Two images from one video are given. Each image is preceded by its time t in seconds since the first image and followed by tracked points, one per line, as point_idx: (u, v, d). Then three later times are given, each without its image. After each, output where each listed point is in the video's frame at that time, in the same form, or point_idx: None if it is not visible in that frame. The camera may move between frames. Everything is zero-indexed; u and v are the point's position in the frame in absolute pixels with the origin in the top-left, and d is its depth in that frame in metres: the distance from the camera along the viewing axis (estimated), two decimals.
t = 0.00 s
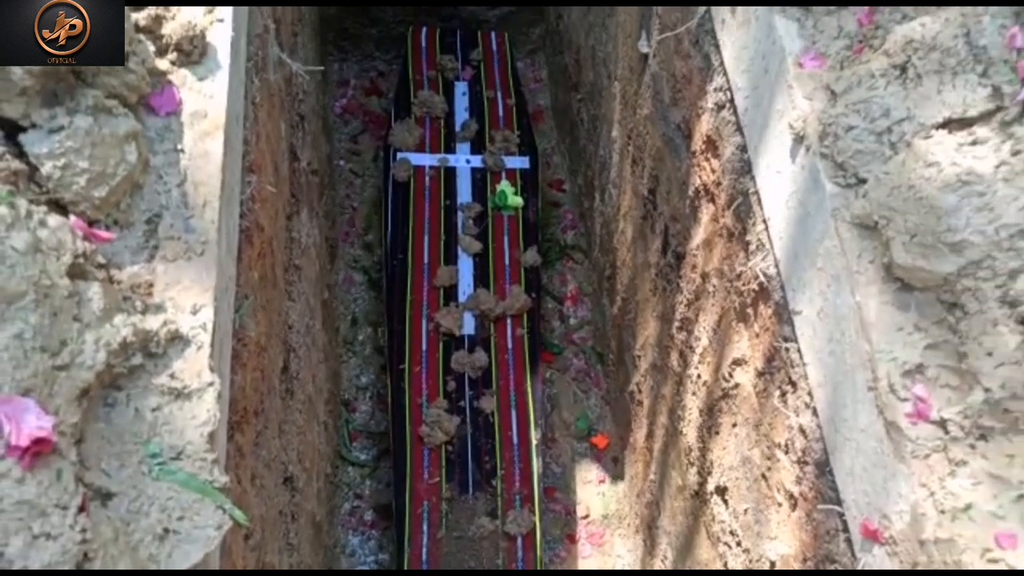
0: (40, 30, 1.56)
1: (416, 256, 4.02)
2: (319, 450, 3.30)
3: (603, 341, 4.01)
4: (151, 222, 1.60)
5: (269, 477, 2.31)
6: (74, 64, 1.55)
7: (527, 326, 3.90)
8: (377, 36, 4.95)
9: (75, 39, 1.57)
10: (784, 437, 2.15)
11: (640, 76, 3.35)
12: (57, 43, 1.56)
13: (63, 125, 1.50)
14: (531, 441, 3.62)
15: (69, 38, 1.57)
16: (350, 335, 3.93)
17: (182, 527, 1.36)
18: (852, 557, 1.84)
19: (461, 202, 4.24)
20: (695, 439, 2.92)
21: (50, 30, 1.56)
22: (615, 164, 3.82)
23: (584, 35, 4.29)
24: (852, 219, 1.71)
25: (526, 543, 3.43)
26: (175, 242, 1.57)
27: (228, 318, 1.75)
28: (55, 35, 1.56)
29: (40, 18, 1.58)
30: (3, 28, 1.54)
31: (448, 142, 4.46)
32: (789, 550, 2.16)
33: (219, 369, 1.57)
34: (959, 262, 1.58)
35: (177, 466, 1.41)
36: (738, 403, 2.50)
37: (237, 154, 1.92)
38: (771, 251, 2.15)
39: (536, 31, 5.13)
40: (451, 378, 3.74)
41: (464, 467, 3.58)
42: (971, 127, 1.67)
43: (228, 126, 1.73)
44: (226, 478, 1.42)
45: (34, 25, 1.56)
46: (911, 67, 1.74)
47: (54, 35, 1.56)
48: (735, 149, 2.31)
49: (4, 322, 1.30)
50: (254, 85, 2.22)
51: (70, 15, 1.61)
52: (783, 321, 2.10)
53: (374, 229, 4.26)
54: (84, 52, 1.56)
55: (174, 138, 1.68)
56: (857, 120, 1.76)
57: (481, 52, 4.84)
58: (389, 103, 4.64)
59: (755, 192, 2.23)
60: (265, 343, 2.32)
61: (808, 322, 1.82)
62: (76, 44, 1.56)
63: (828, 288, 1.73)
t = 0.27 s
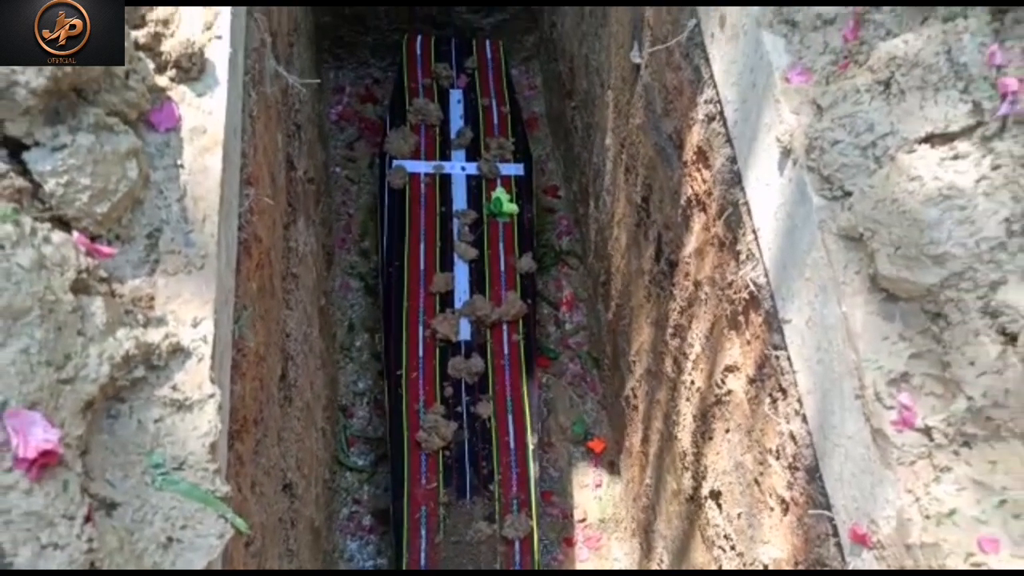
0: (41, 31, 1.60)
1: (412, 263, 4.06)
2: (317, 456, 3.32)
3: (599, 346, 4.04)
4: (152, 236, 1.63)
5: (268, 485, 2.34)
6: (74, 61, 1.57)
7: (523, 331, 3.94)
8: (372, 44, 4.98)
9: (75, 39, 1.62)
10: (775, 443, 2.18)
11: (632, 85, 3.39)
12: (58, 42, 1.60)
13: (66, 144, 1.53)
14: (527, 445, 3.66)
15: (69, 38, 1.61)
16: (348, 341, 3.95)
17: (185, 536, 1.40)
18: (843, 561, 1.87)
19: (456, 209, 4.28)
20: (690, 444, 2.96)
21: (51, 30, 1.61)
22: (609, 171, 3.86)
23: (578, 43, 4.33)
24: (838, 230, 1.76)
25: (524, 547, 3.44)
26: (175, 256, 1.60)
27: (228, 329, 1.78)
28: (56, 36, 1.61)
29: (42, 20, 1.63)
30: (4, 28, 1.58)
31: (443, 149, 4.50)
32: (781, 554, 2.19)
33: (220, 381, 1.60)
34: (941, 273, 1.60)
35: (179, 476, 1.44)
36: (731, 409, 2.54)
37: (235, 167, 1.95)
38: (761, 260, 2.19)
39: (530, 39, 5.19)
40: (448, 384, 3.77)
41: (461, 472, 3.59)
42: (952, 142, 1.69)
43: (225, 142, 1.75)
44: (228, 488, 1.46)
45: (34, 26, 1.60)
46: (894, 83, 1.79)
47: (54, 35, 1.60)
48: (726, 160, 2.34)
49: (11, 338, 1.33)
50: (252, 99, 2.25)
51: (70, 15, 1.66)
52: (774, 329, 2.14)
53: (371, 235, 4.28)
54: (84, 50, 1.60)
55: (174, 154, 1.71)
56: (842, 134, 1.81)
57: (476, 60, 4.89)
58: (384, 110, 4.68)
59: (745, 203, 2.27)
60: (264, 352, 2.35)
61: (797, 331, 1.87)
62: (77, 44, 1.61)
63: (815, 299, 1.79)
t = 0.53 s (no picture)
0: (41, 31, 1.65)
1: (412, 274, 4.12)
2: (318, 466, 3.36)
3: (596, 354, 4.07)
4: (159, 257, 1.68)
5: (270, 495, 2.39)
6: (73, 60, 1.61)
7: (521, 341, 3.97)
8: (371, 56, 5.02)
9: (75, 39, 1.66)
10: (765, 453, 2.24)
11: (627, 99, 3.44)
12: (58, 43, 1.65)
13: (77, 170, 1.58)
14: (525, 454, 3.70)
15: (69, 38, 1.66)
16: (348, 350, 3.98)
17: (192, 548, 1.45)
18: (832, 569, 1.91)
19: (455, 220, 4.33)
20: (685, 453, 3.01)
21: (50, 31, 1.66)
22: (605, 182, 3.91)
23: (574, 55, 4.38)
24: (823, 247, 1.81)
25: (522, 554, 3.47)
26: (182, 276, 1.66)
27: (232, 345, 1.83)
28: (56, 36, 1.65)
29: (42, 21, 1.67)
30: (4, 29, 1.62)
31: (442, 160, 4.56)
32: (772, 562, 2.25)
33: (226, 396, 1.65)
34: (921, 290, 1.65)
35: (186, 490, 1.49)
36: (724, 419, 2.59)
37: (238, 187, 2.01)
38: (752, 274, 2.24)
39: (527, 49, 5.21)
40: (447, 393, 3.81)
41: (460, 479, 3.64)
42: (932, 163, 1.74)
43: (230, 164, 1.82)
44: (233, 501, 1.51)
45: (34, 26, 1.65)
46: (877, 105, 1.85)
47: (54, 35, 1.65)
48: (717, 176, 2.40)
49: (26, 358, 1.38)
50: (254, 119, 2.31)
51: (70, 15, 1.71)
52: (764, 341, 2.19)
53: (370, 245, 4.32)
54: (84, 49, 1.64)
55: (180, 177, 1.77)
56: (826, 154, 1.86)
57: (474, 71, 4.95)
58: (383, 121, 4.74)
59: (735, 218, 2.33)
60: (266, 365, 2.40)
61: (785, 344, 1.93)
62: (76, 43, 1.65)
63: (801, 314, 1.85)
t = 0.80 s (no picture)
0: (40, 32, 1.68)
1: (409, 279, 4.11)
2: (316, 471, 3.40)
3: (593, 359, 4.10)
4: (162, 268, 1.72)
5: (269, 501, 2.43)
6: (73, 60, 1.64)
7: (518, 347, 3.97)
8: (369, 63, 5.02)
9: (74, 39, 1.70)
10: (757, 459, 2.27)
11: (622, 108, 3.47)
12: (57, 43, 1.68)
13: (82, 185, 1.62)
14: (522, 459, 3.70)
15: (68, 38, 1.69)
16: (346, 355, 4.02)
17: (193, 555, 1.48)
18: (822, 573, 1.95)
19: (452, 226, 4.33)
20: (679, 458, 3.04)
21: (50, 31, 1.69)
22: (602, 189, 3.93)
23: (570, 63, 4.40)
24: (812, 258, 1.84)
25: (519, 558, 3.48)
26: (184, 288, 1.69)
27: (232, 355, 1.86)
28: (56, 36, 1.68)
29: (41, 21, 1.71)
30: (5, 30, 1.66)
31: (440, 167, 4.55)
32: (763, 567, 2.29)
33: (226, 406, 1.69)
34: (907, 301, 1.69)
35: (188, 497, 1.53)
36: (717, 425, 2.62)
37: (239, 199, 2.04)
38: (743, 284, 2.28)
39: (525, 57, 5.22)
40: (444, 399, 3.81)
41: (457, 485, 3.64)
42: (919, 176, 1.77)
43: (231, 177, 1.85)
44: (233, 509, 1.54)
45: (34, 26, 1.68)
46: (865, 118, 1.88)
47: (54, 35, 1.68)
48: (710, 186, 2.43)
49: (33, 370, 1.42)
50: (254, 130, 2.34)
51: (70, 16, 1.74)
52: (755, 349, 2.23)
53: (369, 251, 4.36)
54: (83, 50, 1.68)
55: (182, 190, 1.80)
56: (815, 167, 1.89)
57: (471, 78, 4.95)
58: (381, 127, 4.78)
59: (727, 228, 2.37)
60: (266, 373, 2.44)
61: (775, 353, 1.97)
62: (76, 44, 1.68)
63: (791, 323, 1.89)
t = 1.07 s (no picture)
0: (41, 31, 1.79)
1: (401, 290, 4.14)
2: (308, 480, 3.43)
3: (583, 368, 4.13)
4: (160, 284, 1.77)
5: (262, 511, 2.47)
6: (74, 60, 1.77)
7: (509, 356, 4.01)
8: (362, 75, 5.07)
9: (75, 39, 1.81)
10: (741, 470, 2.33)
11: (610, 122, 3.53)
12: (58, 42, 1.80)
13: (82, 206, 1.66)
14: (512, 467, 3.73)
15: (69, 37, 1.81)
16: (338, 364, 4.06)
17: (190, 565, 1.52)
18: None
19: (444, 237, 4.36)
20: (667, 468, 3.09)
21: (51, 30, 1.80)
22: (591, 202, 3.98)
23: (560, 76, 4.45)
24: (791, 274, 1.90)
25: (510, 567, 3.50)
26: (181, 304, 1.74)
27: (227, 368, 1.91)
28: (56, 35, 1.80)
29: (42, 20, 1.82)
30: (8, 28, 1.77)
31: (432, 178, 4.58)
32: None
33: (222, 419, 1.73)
34: (881, 318, 1.75)
35: (185, 509, 1.57)
36: (703, 436, 2.68)
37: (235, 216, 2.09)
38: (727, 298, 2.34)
39: (516, 68, 5.27)
40: (436, 408, 3.84)
41: (448, 493, 3.66)
42: (893, 198, 1.84)
43: (227, 196, 1.90)
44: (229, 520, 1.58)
45: (34, 26, 1.79)
46: (842, 141, 1.95)
47: (55, 35, 1.80)
48: (695, 203, 2.48)
49: (34, 386, 1.47)
50: (249, 148, 2.40)
51: (70, 16, 1.85)
52: (739, 363, 2.28)
53: (361, 261, 4.41)
54: (84, 49, 1.80)
55: (179, 209, 1.85)
56: (795, 187, 1.95)
57: (463, 91, 4.99)
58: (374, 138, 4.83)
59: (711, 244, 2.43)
60: (259, 385, 2.48)
61: (757, 367, 2.02)
62: (77, 44, 1.80)
63: (773, 338, 1.94)
